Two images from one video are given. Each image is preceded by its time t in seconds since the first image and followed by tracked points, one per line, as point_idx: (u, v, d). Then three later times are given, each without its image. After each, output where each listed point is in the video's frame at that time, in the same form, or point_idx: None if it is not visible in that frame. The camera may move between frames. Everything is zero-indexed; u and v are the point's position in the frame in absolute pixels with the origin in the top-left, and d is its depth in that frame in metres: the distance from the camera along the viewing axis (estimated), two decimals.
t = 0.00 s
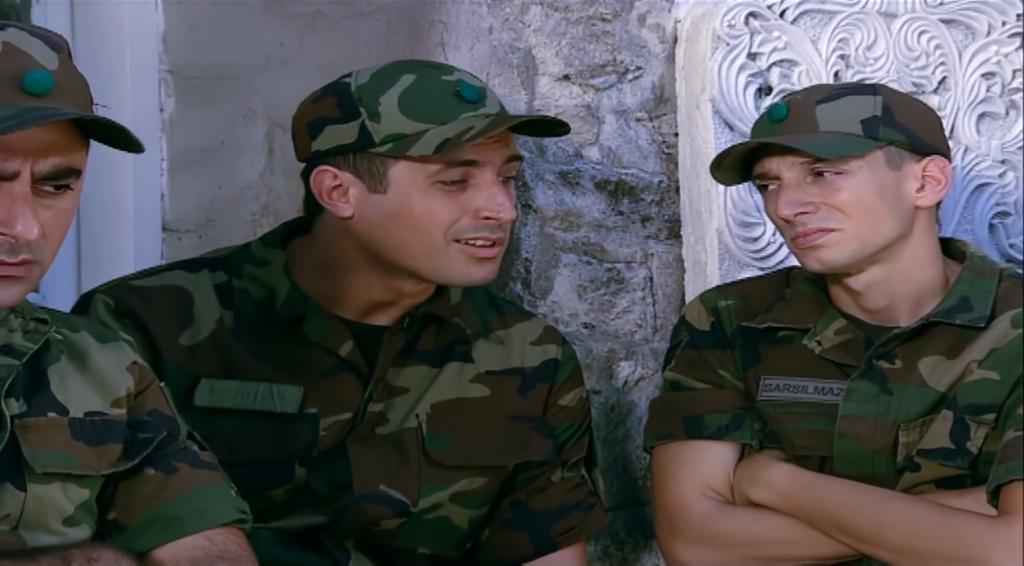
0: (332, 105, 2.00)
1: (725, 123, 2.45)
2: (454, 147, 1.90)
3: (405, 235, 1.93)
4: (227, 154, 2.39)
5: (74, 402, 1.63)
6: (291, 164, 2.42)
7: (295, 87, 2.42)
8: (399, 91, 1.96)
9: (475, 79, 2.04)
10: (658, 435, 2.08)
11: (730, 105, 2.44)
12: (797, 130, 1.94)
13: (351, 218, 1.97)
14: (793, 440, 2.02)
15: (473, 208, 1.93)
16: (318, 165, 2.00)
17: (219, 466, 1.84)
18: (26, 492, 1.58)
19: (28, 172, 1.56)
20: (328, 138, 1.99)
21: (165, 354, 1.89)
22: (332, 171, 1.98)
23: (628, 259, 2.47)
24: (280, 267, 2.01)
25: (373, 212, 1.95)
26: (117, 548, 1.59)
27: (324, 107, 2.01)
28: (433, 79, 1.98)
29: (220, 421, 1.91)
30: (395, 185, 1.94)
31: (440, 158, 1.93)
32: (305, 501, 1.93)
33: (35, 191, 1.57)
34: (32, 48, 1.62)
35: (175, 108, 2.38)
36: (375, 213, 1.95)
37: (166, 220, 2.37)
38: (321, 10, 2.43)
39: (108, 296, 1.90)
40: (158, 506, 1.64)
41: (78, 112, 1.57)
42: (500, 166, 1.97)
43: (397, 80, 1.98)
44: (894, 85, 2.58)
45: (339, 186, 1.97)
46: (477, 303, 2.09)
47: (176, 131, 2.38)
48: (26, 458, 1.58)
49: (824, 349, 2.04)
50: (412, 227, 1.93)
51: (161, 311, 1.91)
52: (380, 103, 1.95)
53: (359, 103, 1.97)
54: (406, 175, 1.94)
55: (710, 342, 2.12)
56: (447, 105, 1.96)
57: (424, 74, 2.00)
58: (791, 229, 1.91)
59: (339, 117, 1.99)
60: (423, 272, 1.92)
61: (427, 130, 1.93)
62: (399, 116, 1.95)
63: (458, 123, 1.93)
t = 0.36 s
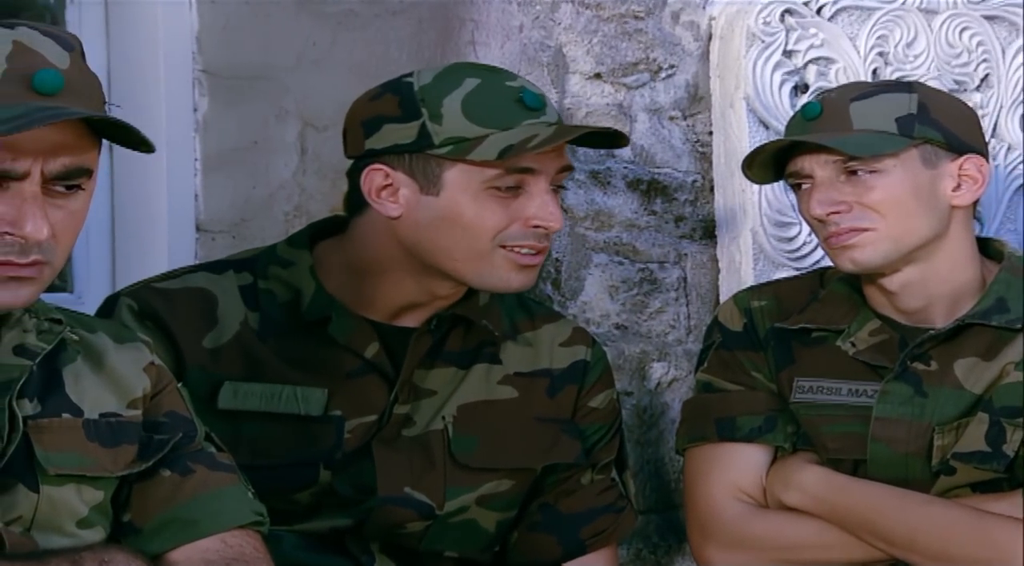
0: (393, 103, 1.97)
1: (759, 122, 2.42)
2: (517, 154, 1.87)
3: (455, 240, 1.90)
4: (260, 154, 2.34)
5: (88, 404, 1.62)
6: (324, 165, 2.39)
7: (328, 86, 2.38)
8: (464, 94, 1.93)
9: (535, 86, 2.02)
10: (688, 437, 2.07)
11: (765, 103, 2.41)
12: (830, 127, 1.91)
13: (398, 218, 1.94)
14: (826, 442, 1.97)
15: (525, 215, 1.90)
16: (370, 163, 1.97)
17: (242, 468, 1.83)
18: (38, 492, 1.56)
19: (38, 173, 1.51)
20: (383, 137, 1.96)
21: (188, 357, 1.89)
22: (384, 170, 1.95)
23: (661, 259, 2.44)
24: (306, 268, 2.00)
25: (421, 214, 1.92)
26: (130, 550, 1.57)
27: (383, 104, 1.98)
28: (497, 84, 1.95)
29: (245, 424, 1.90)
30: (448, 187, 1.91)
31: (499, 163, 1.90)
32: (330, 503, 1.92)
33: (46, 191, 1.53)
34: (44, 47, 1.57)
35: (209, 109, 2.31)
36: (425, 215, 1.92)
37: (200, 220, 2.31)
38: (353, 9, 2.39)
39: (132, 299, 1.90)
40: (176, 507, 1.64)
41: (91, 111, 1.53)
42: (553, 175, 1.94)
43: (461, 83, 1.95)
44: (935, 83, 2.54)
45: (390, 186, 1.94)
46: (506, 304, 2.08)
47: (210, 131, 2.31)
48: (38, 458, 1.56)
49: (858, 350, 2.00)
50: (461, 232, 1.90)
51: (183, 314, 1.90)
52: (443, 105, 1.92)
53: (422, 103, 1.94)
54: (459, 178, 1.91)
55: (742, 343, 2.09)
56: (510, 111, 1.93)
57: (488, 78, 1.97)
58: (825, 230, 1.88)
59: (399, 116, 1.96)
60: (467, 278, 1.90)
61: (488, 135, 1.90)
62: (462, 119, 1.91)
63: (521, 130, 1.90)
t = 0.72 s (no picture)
0: (425, 101, 1.97)
1: (805, 120, 2.39)
2: (548, 150, 1.86)
3: (484, 238, 1.89)
4: (303, 154, 2.33)
5: (112, 405, 1.61)
6: (367, 164, 2.37)
7: (371, 85, 2.37)
8: (493, 90, 1.92)
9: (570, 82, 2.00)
10: (731, 439, 2.03)
11: (811, 101, 2.38)
12: (875, 125, 1.86)
13: (428, 216, 1.94)
14: (870, 445, 1.94)
15: (556, 213, 1.89)
16: (401, 161, 1.97)
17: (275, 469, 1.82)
18: (60, 496, 1.55)
19: (60, 173, 1.51)
20: (414, 134, 1.96)
21: (222, 358, 1.88)
22: (416, 167, 1.95)
23: (704, 260, 2.41)
24: (341, 268, 1.99)
25: (452, 211, 1.91)
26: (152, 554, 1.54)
27: (414, 102, 1.98)
28: (529, 81, 1.94)
29: (280, 425, 1.90)
30: (479, 185, 1.90)
31: (529, 161, 1.88)
32: (365, 505, 1.91)
33: (68, 191, 1.53)
34: (66, 47, 1.57)
35: (253, 108, 2.31)
36: (455, 213, 1.91)
37: (245, 220, 2.31)
38: (396, 8, 2.37)
39: (166, 299, 1.90)
40: (198, 511, 1.62)
41: (112, 111, 1.53)
42: (585, 173, 1.92)
43: (491, 80, 1.94)
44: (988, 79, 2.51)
45: (420, 184, 1.94)
46: (544, 303, 2.07)
47: (255, 132, 2.31)
48: (60, 461, 1.56)
49: (902, 352, 1.96)
50: (492, 230, 1.89)
51: (218, 315, 1.90)
52: (473, 102, 1.92)
53: (452, 101, 1.93)
54: (489, 176, 1.90)
55: (786, 344, 2.05)
56: (539, 107, 1.91)
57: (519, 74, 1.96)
58: (868, 229, 1.84)
59: (429, 114, 1.95)
60: (496, 276, 1.89)
61: (518, 132, 1.89)
62: (492, 116, 1.91)
63: (551, 127, 1.89)
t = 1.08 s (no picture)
0: (453, 105, 1.96)
1: (854, 118, 2.35)
2: (573, 152, 1.85)
3: (519, 241, 1.88)
4: (350, 154, 2.32)
5: (139, 408, 1.63)
6: (413, 165, 2.36)
7: (417, 85, 2.36)
8: (519, 93, 1.91)
9: (601, 80, 1.98)
10: (776, 443, 2.03)
11: (859, 99, 2.33)
12: (918, 123, 1.84)
13: (464, 220, 1.94)
14: (918, 449, 1.88)
15: (591, 214, 1.87)
16: (436, 165, 1.97)
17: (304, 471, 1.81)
18: (85, 497, 1.57)
19: (79, 173, 1.52)
20: (445, 138, 1.96)
21: (258, 356, 1.88)
22: (449, 172, 1.95)
23: (751, 261, 2.38)
24: (379, 268, 2.00)
25: (485, 216, 1.91)
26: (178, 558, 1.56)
27: (443, 107, 1.98)
28: (556, 81, 1.92)
29: (317, 426, 1.89)
30: (510, 189, 1.89)
31: (559, 163, 1.87)
32: (402, 507, 1.90)
33: (90, 191, 1.53)
34: (88, 47, 1.59)
35: (301, 108, 2.30)
36: (488, 217, 1.91)
37: (292, 220, 2.30)
38: (441, 7, 2.37)
39: (205, 298, 1.91)
40: (227, 513, 1.64)
41: (132, 109, 1.55)
42: (620, 172, 1.89)
43: (519, 81, 1.92)
44: None
45: (454, 189, 1.94)
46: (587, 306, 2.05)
47: (302, 131, 2.30)
48: (84, 464, 1.58)
49: (952, 354, 1.88)
50: (524, 233, 1.88)
51: (257, 314, 1.91)
52: (500, 104, 1.91)
53: (479, 103, 1.93)
54: (522, 180, 1.89)
55: (831, 346, 2.04)
56: (567, 108, 1.90)
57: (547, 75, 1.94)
58: (915, 229, 1.78)
59: (459, 117, 1.95)
60: (532, 279, 1.88)
61: (546, 134, 1.88)
62: (518, 119, 1.90)
63: (576, 129, 1.87)
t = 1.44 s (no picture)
0: (463, 108, 1.97)
1: (897, 117, 2.31)
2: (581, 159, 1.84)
3: (533, 244, 1.88)
4: (389, 154, 2.31)
5: (156, 409, 1.64)
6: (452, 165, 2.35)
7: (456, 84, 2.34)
8: (527, 95, 1.90)
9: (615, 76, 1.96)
10: (815, 445, 1.99)
11: (902, 97, 2.30)
12: (955, 122, 1.80)
13: (479, 223, 1.93)
14: (958, 453, 1.85)
15: (603, 217, 1.86)
16: (449, 169, 1.97)
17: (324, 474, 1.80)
18: (99, 500, 1.58)
19: (92, 173, 1.53)
20: (458, 142, 1.96)
21: (288, 354, 1.89)
22: (463, 175, 1.95)
23: (791, 261, 2.35)
24: (408, 266, 2.01)
25: (499, 219, 1.90)
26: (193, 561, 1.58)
27: (454, 109, 1.98)
28: (566, 82, 1.91)
29: (346, 425, 1.90)
30: (523, 193, 1.89)
31: (570, 169, 1.86)
32: (431, 508, 1.90)
33: (103, 191, 1.54)
34: (101, 47, 1.59)
35: (342, 107, 2.29)
36: (503, 220, 1.90)
37: (332, 221, 2.30)
38: (479, 5, 2.36)
39: (234, 294, 1.93)
40: (244, 515, 1.65)
41: (147, 111, 1.55)
42: (634, 176, 1.88)
43: (527, 83, 1.92)
44: None
45: (469, 192, 1.94)
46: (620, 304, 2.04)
47: (343, 131, 2.29)
48: (100, 465, 1.58)
49: (991, 356, 1.85)
50: (538, 236, 1.87)
51: (285, 310, 1.92)
52: (508, 108, 1.91)
53: (488, 108, 1.93)
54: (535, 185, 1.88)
55: (870, 347, 2.01)
56: (577, 110, 1.89)
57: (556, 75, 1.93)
58: (953, 230, 1.74)
59: (469, 121, 1.95)
60: (548, 279, 1.88)
61: (553, 139, 1.87)
62: (528, 123, 1.89)
63: (584, 133, 1.87)
